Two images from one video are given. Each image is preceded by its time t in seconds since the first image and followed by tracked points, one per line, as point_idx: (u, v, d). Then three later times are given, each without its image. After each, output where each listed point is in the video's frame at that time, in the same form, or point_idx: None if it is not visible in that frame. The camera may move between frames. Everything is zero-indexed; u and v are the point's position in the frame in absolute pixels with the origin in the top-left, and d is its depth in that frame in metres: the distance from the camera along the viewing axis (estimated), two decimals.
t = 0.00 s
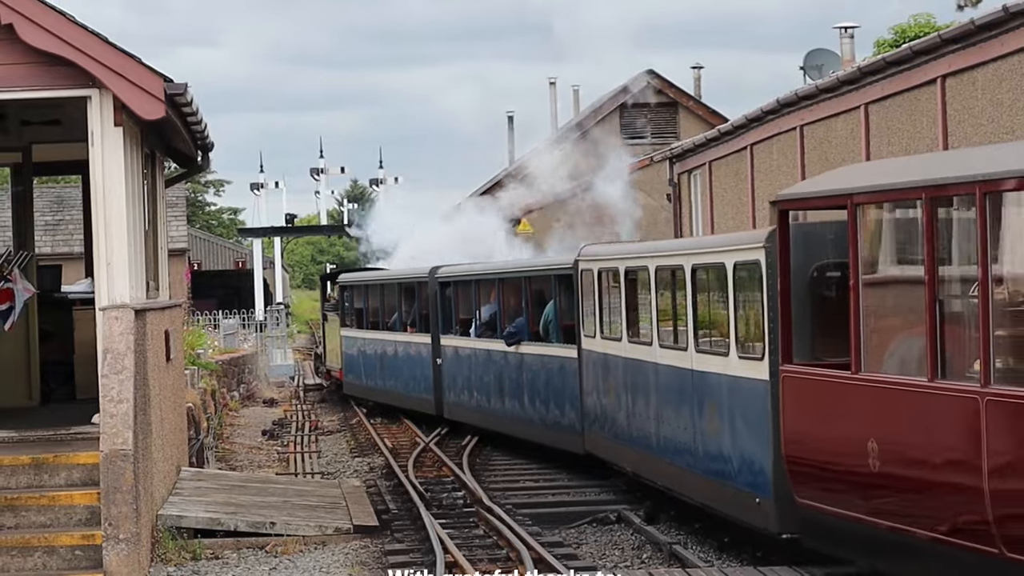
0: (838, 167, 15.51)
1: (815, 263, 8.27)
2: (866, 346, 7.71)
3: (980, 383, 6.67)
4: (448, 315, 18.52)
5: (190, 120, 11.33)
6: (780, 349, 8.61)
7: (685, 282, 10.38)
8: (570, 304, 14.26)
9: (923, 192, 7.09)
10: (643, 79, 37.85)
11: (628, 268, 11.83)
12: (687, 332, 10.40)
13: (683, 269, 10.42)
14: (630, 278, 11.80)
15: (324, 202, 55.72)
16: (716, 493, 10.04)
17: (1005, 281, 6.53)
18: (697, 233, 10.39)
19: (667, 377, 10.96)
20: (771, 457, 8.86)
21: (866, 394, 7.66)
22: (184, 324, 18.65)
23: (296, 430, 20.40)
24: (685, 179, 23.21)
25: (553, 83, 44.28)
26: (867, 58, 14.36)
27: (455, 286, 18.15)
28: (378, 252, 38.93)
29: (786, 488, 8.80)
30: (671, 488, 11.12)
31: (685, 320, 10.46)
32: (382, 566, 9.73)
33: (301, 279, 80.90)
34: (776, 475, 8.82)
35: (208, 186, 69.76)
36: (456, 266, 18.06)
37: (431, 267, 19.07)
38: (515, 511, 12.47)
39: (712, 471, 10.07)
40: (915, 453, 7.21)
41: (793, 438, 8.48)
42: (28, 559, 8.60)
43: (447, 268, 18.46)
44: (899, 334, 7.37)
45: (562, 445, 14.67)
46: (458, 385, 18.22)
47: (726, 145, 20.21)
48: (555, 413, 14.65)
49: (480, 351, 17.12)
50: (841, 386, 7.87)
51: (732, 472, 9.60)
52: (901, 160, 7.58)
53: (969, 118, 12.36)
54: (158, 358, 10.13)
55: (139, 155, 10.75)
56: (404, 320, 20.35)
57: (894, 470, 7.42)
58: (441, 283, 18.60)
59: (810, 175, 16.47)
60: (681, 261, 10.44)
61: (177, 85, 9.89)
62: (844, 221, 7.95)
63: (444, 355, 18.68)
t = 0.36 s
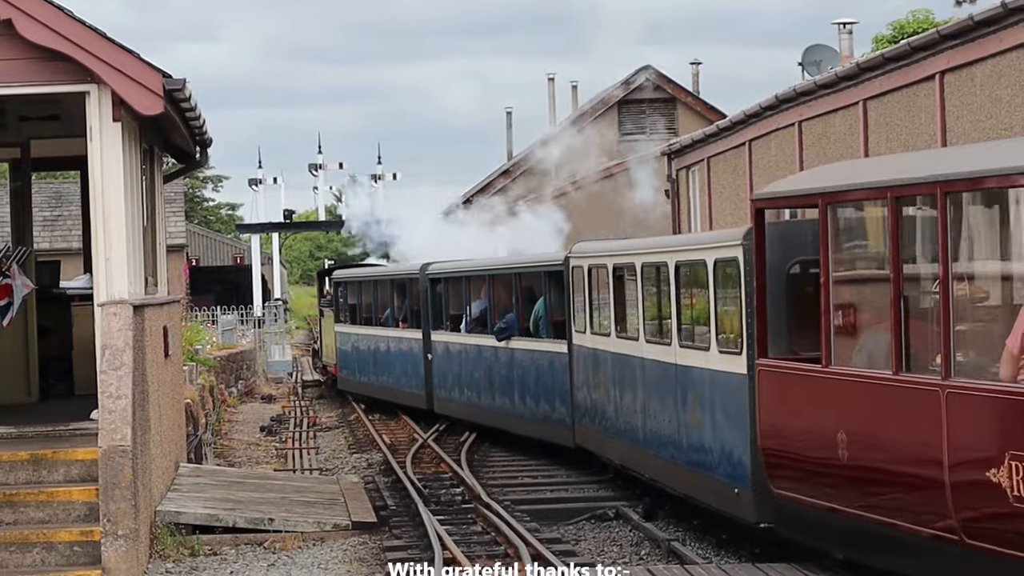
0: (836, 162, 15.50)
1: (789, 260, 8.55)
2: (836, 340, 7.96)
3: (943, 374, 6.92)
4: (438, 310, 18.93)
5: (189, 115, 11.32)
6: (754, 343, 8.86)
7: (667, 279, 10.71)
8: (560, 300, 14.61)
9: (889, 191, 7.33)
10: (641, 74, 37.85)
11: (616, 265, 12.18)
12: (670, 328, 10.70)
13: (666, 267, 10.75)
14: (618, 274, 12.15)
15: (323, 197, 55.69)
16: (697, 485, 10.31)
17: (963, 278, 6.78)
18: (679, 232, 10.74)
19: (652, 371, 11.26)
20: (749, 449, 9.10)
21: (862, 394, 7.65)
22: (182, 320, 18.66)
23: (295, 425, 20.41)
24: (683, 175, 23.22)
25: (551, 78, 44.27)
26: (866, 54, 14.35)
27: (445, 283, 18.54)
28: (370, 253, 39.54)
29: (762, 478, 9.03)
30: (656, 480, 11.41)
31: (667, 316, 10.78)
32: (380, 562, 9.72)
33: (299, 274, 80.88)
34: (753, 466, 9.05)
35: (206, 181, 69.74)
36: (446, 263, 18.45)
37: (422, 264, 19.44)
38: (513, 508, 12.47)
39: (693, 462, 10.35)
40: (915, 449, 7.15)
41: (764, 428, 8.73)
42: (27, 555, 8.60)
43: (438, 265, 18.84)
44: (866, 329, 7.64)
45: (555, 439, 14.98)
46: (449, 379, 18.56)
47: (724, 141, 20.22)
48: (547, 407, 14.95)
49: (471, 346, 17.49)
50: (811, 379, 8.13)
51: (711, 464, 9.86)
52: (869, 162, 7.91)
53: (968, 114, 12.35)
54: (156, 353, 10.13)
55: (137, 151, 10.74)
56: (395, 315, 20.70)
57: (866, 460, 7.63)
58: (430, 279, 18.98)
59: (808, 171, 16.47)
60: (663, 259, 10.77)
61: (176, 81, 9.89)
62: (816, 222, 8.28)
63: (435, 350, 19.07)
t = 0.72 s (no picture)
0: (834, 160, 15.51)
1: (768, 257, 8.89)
2: (808, 334, 8.27)
3: (905, 369, 7.25)
4: (428, 307, 19.26)
5: (186, 112, 11.33)
6: (730, 338, 9.16)
7: (651, 276, 11.00)
8: (548, 298, 14.88)
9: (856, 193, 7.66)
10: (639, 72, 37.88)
11: (603, 263, 12.47)
12: (654, 324, 11.01)
13: (649, 264, 11.04)
14: (605, 272, 12.44)
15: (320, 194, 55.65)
16: (679, 478, 10.57)
17: (923, 274, 7.11)
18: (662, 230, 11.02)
19: (637, 367, 11.54)
20: (727, 441, 9.36)
21: (862, 390, 7.66)
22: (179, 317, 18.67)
23: (292, 423, 20.42)
24: (681, 173, 23.23)
25: (549, 76, 44.26)
26: (863, 52, 14.35)
27: (434, 280, 18.87)
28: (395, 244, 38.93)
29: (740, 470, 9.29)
30: (642, 474, 11.67)
31: (651, 312, 11.07)
32: (377, 559, 9.73)
33: (296, 272, 80.87)
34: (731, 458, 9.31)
35: (203, 178, 69.71)
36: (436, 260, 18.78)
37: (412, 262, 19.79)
38: (509, 504, 12.49)
39: (675, 456, 10.61)
40: (916, 446, 7.15)
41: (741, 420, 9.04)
42: (23, 552, 8.61)
43: (427, 262, 19.19)
44: (838, 324, 7.93)
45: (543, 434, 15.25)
46: (438, 375, 18.82)
47: (721, 140, 20.24)
48: (535, 404, 15.23)
49: (460, 343, 17.78)
50: (786, 375, 8.45)
51: (692, 457, 10.13)
52: (842, 164, 8.18)
53: (965, 112, 12.36)
54: (154, 351, 10.14)
55: (135, 149, 10.75)
56: (387, 313, 21.05)
57: (838, 451, 7.91)
58: (421, 277, 19.32)
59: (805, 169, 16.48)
60: (647, 257, 11.06)
61: (174, 78, 9.90)
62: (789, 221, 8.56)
63: (425, 347, 19.36)
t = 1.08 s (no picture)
0: (832, 159, 15.50)
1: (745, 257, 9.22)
2: (780, 330, 8.64)
3: (871, 365, 7.59)
4: (419, 305, 19.61)
5: (185, 110, 11.32)
6: (710, 335, 9.53)
7: (639, 275, 11.37)
8: (537, 296, 15.23)
9: (825, 196, 8.01)
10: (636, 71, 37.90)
11: (594, 262, 12.82)
12: (641, 320, 11.39)
13: (637, 263, 11.41)
14: (596, 270, 12.80)
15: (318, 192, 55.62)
16: (664, 470, 10.96)
17: (888, 274, 7.42)
18: (649, 231, 11.38)
19: (626, 364, 11.93)
20: (710, 436, 9.73)
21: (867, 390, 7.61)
22: (178, 314, 18.68)
23: (290, 420, 20.42)
24: (679, 171, 23.23)
25: (548, 73, 44.26)
26: (861, 51, 14.34)
27: (426, 279, 19.22)
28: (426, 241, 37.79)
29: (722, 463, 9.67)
30: (630, 467, 12.05)
31: (639, 309, 11.44)
32: (376, 557, 9.72)
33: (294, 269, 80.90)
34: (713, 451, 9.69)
35: (202, 176, 69.70)
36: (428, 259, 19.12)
37: (403, 261, 20.14)
38: (508, 503, 12.48)
39: (661, 449, 11.00)
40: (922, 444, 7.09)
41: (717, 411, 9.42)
42: (22, 549, 8.59)
43: (418, 261, 19.54)
44: (809, 322, 8.27)
45: (532, 430, 15.61)
46: (429, 372, 19.16)
47: (718, 138, 20.25)
48: (525, 401, 15.59)
49: (451, 341, 18.14)
50: (760, 370, 8.80)
51: (678, 450, 10.52)
52: (814, 167, 8.55)
53: (964, 110, 12.35)
54: (152, 348, 10.12)
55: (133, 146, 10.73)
56: (380, 312, 21.40)
57: (809, 445, 8.24)
58: (412, 275, 19.67)
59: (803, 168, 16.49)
60: (635, 257, 11.44)
61: (172, 75, 9.88)
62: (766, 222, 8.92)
63: (416, 344, 19.72)
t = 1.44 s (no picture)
0: (829, 158, 15.52)
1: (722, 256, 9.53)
2: (755, 328, 8.97)
3: (839, 360, 7.89)
4: (410, 303, 19.87)
5: (182, 108, 11.33)
6: (691, 331, 9.87)
7: (623, 274, 11.71)
8: (525, 294, 15.52)
9: (796, 196, 8.30)
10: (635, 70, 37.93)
11: (580, 262, 13.14)
12: (626, 317, 11.72)
13: (621, 262, 11.74)
14: (581, 269, 13.12)
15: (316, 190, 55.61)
16: (646, 463, 11.28)
17: (855, 273, 7.73)
18: (633, 230, 11.72)
19: (611, 361, 12.23)
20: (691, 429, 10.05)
21: (868, 387, 7.58)
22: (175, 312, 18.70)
23: (288, 418, 20.43)
24: (677, 169, 23.24)
25: (546, 72, 44.26)
26: (860, 50, 14.35)
27: (416, 277, 19.48)
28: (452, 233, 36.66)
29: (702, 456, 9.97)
30: (614, 461, 12.35)
31: (624, 307, 11.77)
32: (373, 555, 9.73)
33: (292, 268, 80.92)
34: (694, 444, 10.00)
35: (199, 174, 69.68)
36: (417, 258, 19.37)
37: (394, 259, 20.37)
38: (505, 501, 12.50)
39: (643, 444, 11.31)
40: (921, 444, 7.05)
41: (698, 406, 9.73)
42: (19, 547, 8.60)
43: (408, 260, 19.78)
44: (783, 319, 8.60)
45: (518, 426, 15.90)
46: (419, 369, 19.42)
47: (717, 138, 20.25)
48: (513, 398, 15.87)
49: (440, 338, 18.40)
50: (739, 369, 9.11)
51: (659, 444, 10.84)
52: (790, 170, 8.80)
53: (962, 110, 12.36)
54: (150, 346, 10.13)
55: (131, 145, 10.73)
56: (372, 310, 21.60)
57: (784, 440, 8.51)
58: (403, 274, 19.92)
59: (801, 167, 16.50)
60: (619, 256, 11.77)
61: (170, 74, 9.88)
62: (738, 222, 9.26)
63: (406, 342, 19.98)
